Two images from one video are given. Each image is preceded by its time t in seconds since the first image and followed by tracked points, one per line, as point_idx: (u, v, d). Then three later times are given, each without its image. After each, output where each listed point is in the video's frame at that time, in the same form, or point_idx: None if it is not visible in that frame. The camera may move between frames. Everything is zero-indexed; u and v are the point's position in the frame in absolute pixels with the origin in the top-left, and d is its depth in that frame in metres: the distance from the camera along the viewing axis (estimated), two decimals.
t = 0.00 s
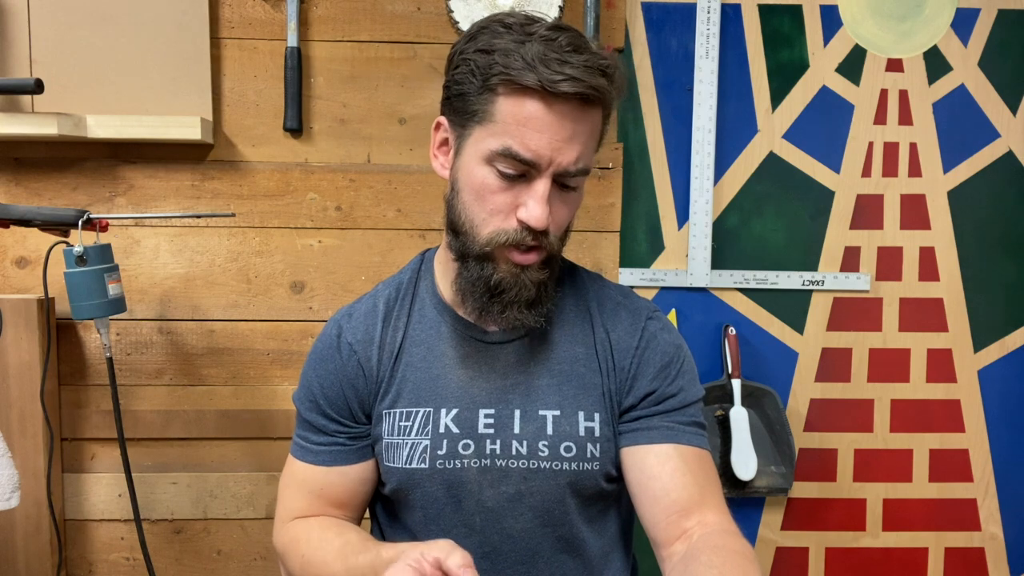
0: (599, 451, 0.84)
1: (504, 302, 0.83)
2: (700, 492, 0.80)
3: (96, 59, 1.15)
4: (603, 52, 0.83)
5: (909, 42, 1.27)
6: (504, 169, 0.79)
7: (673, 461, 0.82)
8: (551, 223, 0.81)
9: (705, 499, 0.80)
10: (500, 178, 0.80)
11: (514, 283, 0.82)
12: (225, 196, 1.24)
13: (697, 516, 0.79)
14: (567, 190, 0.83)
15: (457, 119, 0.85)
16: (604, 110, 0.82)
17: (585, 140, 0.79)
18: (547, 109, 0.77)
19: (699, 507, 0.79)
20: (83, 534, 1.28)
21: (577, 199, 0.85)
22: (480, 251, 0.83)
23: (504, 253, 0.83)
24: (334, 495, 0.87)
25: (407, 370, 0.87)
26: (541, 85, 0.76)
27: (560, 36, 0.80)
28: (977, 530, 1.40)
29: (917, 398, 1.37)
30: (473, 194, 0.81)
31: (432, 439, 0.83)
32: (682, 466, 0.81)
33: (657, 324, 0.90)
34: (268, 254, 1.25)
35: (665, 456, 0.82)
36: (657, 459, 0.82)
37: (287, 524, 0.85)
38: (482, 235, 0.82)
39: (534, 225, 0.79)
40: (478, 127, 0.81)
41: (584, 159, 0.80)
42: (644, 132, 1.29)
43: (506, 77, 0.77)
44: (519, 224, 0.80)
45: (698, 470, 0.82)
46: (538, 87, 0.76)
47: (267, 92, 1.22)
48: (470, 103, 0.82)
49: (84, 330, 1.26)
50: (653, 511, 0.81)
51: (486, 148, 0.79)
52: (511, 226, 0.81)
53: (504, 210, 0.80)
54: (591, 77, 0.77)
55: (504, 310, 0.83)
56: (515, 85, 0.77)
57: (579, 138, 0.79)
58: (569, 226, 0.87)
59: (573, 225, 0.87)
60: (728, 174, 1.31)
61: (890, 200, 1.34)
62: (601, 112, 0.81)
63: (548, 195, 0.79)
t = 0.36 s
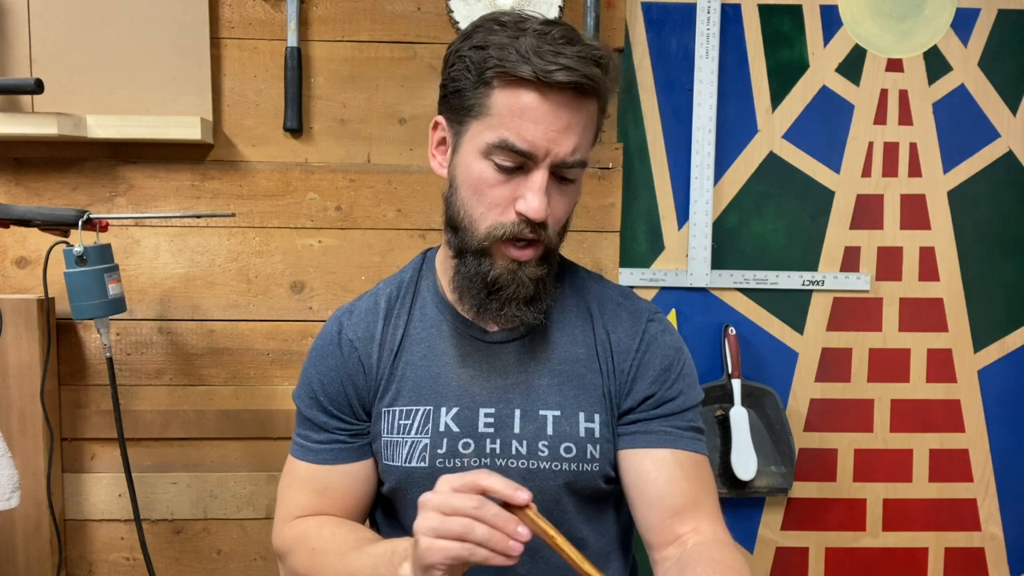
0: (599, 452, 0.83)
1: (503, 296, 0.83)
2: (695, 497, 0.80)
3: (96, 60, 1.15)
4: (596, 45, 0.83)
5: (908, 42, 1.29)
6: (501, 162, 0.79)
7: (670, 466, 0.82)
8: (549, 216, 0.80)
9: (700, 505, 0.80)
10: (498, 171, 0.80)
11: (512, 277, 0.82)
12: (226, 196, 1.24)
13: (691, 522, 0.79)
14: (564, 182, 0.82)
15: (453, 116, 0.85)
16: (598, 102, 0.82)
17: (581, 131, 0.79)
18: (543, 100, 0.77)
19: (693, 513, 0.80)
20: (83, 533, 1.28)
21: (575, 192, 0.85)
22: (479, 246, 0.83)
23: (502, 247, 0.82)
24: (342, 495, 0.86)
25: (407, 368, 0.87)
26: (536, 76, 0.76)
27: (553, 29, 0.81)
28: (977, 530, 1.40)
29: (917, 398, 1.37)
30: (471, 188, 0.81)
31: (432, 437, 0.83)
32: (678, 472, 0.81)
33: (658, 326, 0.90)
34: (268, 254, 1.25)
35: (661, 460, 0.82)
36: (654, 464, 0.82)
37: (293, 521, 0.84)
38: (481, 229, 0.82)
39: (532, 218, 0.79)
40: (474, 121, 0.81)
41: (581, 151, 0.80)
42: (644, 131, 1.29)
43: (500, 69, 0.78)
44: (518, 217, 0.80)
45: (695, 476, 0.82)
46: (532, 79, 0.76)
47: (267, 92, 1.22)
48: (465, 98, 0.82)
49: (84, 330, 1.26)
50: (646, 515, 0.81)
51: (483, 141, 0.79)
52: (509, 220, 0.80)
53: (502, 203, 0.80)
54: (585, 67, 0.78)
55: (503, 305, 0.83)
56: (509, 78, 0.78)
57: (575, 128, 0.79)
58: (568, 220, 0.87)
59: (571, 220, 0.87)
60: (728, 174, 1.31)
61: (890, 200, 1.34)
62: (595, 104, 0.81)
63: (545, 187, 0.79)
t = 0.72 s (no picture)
0: (601, 453, 0.84)
1: (500, 281, 0.83)
2: (684, 493, 0.80)
3: (96, 60, 1.15)
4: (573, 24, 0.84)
5: (909, 42, 1.25)
6: (485, 145, 0.80)
7: (663, 466, 0.81)
8: (540, 195, 0.80)
9: (688, 502, 0.79)
10: (485, 155, 0.80)
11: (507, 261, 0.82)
12: (225, 196, 1.24)
13: (678, 519, 0.78)
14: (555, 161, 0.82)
15: (442, 111, 0.87)
16: (582, 77, 0.82)
17: (564, 106, 0.80)
18: (521, 78, 0.78)
19: (681, 509, 0.79)
20: (83, 533, 1.28)
21: (569, 171, 0.84)
22: (472, 233, 0.83)
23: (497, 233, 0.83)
24: (346, 491, 0.85)
25: (412, 365, 0.87)
26: (509, 54, 0.78)
27: (527, 13, 0.82)
28: (977, 530, 1.41)
29: (917, 398, 1.37)
30: (460, 176, 0.82)
31: (436, 436, 0.83)
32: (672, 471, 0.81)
33: (662, 327, 0.90)
34: (268, 254, 1.25)
35: (653, 458, 0.82)
36: (647, 462, 0.81)
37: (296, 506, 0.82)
38: (473, 216, 0.82)
39: (523, 196, 0.79)
40: (458, 110, 0.83)
41: (566, 126, 0.80)
42: (644, 131, 1.29)
43: (476, 54, 0.80)
44: (507, 198, 0.80)
45: (688, 476, 0.81)
46: (508, 58, 0.78)
47: (267, 93, 1.22)
48: (449, 91, 0.84)
49: (84, 330, 1.26)
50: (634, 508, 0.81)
51: (467, 127, 0.81)
52: (500, 203, 0.81)
53: (491, 187, 0.81)
54: (561, 40, 0.79)
55: (497, 291, 0.83)
56: (486, 61, 0.79)
57: (557, 104, 0.79)
58: (567, 202, 0.86)
59: (569, 202, 0.86)
60: (728, 174, 1.31)
61: (890, 200, 1.34)
62: (578, 79, 0.81)
63: (531, 165, 0.79)
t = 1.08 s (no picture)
0: (597, 448, 0.84)
1: (477, 259, 0.85)
2: (664, 489, 0.79)
3: (96, 60, 1.15)
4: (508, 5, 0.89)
5: (909, 42, 1.21)
6: (443, 133, 0.85)
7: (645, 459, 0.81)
8: (503, 164, 0.83)
9: (667, 499, 0.79)
10: (447, 141, 0.85)
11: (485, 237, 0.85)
12: (226, 196, 1.24)
13: (657, 514, 0.77)
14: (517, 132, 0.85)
15: (407, 119, 0.93)
16: (525, 48, 0.85)
17: (510, 77, 0.83)
18: (461, 62, 0.83)
19: (661, 506, 0.78)
20: (83, 533, 1.28)
21: (535, 138, 0.86)
22: (446, 219, 0.86)
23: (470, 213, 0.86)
24: (346, 492, 0.80)
25: (415, 361, 0.87)
26: (444, 43, 0.82)
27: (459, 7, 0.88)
28: (977, 530, 1.41)
29: (917, 398, 1.37)
30: (427, 169, 0.87)
31: (443, 431, 0.84)
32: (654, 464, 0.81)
33: (658, 322, 0.90)
34: (268, 254, 1.25)
35: (637, 451, 0.81)
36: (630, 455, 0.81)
37: (289, 504, 0.79)
38: (443, 202, 0.86)
39: (485, 169, 0.82)
40: (415, 110, 0.88)
41: (517, 94, 0.83)
42: (644, 131, 1.29)
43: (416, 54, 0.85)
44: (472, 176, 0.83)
45: (671, 472, 0.81)
46: (444, 45, 0.83)
47: (267, 93, 1.22)
48: (406, 97, 0.90)
49: (84, 330, 1.26)
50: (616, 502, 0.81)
51: (423, 123, 0.86)
52: (467, 181, 0.84)
53: (457, 170, 0.84)
54: (493, 16, 0.83)
55: (479, 267, 0.85)
56: (427, 58, 0.85)
57: (500, 76, 0.82)
58: (541, 170, 0.88)
59: (544, 170, 0.88)
60: (728, 174, 1.31)
61: (890, 200, 1.34)
62: (521, 50, 0.85)
63: (489, 138, 0.82)
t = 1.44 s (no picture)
0: (600, 457, 0.84)
1: (472, 265, 0.85)
2: (676, 500, 0.82)
3: (96, 60, 1.15)
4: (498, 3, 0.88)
5: (909, 42, 1.21)
6: (436, 137, 0.84)
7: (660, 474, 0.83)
8: (497, 169, 0.83)
9: (681, 509, 0.82)
10: (439, 145, 0.84)
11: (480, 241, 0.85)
12: (226, 196, 1.24)
13: (672, 522, 0.81)
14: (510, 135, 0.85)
15: (398, 122, 0.92)
16: (516, 49, 0.85)
17: (502, 80, 0.83)
18: (452, 64, 0.82)
19: (676, 513, 0.82)
20: (83, 533, 1.28)
21: (530, 142, 0.86)
22: (438, 223, 0.86)
23: (462, 216, 0.85)
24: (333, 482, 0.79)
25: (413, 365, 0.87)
26: (435, 44, 0.82)
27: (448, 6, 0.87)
28: (977, 530, 1.41)
29: (917, 398, 1.37)
30: (420, 173, 0.86)
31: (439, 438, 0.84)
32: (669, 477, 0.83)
33: (662, 329, 0.90)
34: (269, 254, 1.25)
35: (648, 470, 0.84)
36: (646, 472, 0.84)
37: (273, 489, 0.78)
38: (436, 207, 0.86)
39: (478, 174, 0.82)
40: (406, 113, 0.87)
41: (509, 97, 0.83)
42: (644, 131, 1.29)
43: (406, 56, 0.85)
44: (466, 180, 0.83)
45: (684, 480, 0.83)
46: (435, 47, 0.82)
47: (267, 93, 1.22)
48: (397, 99, 0.89)
49: (84, 330, 1.26)
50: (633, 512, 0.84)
51: (415, 126, 0.85)
52: (460, 186, 0.83)
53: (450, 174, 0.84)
54: (485, 17, 0.82)
55: (473, 272, 0.84)
56: (417, 60, 0.84)
57: (493, 79, 0.82)
58: (536, 174, 0.88)
59: (539, 172, 0.88)
60: (728, 174, 1.31)
61: (890, 200, 1.34)
62: (512, 52, 0.84)
63: (483, 142, 0.82)
